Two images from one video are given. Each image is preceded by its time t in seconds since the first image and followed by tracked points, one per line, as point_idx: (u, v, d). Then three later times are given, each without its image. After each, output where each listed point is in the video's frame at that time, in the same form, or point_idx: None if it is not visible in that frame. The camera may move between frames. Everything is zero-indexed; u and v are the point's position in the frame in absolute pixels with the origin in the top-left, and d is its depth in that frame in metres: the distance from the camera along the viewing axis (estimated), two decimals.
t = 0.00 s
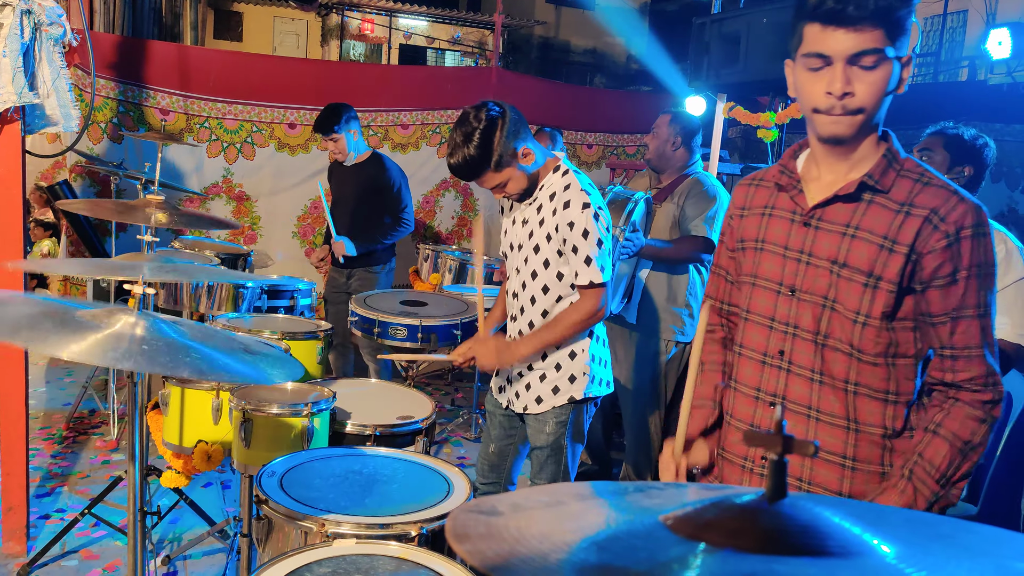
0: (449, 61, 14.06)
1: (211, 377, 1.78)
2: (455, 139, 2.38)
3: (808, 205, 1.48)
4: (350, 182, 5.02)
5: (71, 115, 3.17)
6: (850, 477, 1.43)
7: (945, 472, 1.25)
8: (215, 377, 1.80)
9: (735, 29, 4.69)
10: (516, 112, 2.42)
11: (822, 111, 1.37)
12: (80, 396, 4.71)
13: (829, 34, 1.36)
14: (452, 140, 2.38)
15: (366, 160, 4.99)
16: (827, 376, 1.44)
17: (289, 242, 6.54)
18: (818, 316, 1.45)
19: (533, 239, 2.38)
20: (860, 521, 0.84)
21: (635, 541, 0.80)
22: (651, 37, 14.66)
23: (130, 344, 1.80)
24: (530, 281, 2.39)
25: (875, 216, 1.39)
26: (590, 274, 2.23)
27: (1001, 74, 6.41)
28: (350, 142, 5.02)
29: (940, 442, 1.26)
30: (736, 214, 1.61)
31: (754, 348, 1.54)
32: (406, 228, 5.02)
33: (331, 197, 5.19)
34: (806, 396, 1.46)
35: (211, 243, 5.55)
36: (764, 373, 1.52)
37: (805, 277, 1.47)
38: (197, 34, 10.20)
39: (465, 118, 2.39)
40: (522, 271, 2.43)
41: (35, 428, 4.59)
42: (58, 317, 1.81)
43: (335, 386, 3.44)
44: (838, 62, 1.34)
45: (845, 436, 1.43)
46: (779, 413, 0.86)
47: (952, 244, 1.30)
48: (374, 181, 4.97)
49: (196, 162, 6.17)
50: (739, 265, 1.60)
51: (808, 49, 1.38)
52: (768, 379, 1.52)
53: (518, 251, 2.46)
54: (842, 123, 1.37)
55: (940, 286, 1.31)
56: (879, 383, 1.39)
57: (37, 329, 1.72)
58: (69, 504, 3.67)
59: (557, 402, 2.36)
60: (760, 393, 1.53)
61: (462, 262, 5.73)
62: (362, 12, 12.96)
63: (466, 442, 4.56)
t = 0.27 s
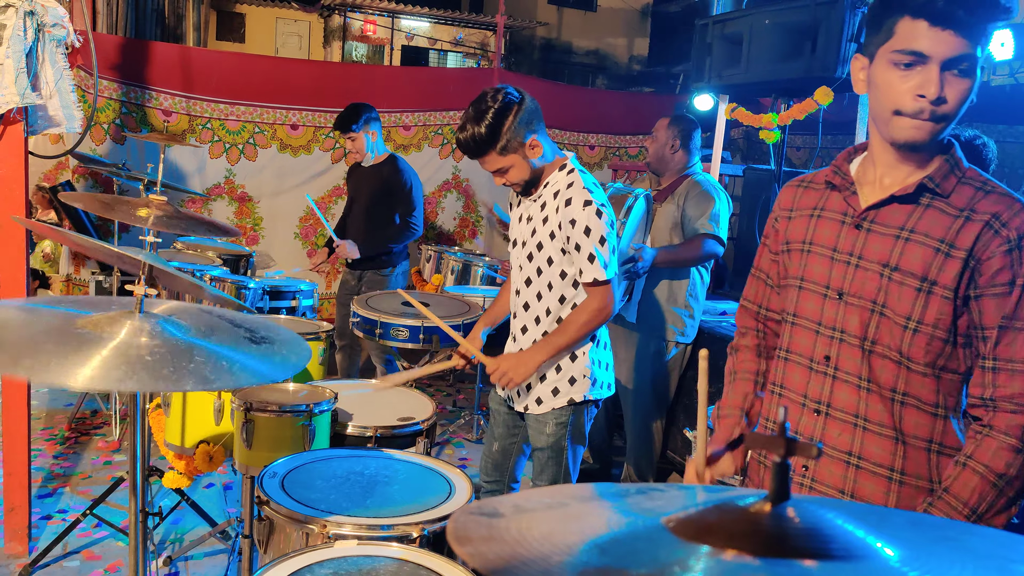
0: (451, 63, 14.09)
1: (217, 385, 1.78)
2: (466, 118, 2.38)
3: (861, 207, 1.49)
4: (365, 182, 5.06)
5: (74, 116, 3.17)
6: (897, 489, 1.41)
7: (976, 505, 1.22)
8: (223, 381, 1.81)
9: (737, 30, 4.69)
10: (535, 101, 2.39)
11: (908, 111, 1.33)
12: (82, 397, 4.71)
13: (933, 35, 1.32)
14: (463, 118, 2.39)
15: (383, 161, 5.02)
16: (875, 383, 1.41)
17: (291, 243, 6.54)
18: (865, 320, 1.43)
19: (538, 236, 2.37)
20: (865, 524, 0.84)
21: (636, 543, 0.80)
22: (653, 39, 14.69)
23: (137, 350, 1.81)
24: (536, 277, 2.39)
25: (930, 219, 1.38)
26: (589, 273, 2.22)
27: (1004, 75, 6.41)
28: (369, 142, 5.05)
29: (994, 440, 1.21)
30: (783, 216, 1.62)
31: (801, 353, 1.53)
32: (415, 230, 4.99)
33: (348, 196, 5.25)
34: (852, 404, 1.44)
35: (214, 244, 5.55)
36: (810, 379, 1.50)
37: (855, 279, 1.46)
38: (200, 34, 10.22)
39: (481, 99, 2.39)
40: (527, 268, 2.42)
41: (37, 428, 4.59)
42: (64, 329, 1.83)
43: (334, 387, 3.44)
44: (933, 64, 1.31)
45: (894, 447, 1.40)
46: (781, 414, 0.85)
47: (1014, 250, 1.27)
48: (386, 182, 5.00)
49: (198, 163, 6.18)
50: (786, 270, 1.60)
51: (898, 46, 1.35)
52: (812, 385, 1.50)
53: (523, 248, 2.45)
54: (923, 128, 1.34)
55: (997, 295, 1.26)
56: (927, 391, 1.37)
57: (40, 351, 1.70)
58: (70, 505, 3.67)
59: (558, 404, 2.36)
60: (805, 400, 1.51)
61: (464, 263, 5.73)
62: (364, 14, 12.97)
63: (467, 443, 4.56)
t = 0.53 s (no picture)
0: (455, 62, 14.08)
1: (227, 391, 1.80)
2: (474, 104, 2.36)
3: (891, 213, 1.50)
4: (377, 182, 5.04)
5: (78, 115, 3.17)
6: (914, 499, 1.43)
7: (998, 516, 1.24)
8: (230, 392, 1.79)
9: (742, 29, 4.68)
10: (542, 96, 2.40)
11: (937, 118, 1.37)
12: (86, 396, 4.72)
13: (962, 41, 1.35)
14: (471, 103, 2.37)
15: (395, 161, 5.02)
16: (894, 392, 1.44)
17: (295, 242, 6.55)
18: (888, 327, 1.46)
19: (538, 230, 2.37)
20: (871, 528, 0.83)
21: (640, 546, 0.80)
22: (657, 39, 14.71)
23: (143, 361, 1.79)
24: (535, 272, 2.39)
25: (961, 229, 1.39)
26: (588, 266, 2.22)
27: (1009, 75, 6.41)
28: (381, 143, 5.07)
29: (1001, 492, 1.24)
30: (815, 219, 1.65)
31: (822, 358, 1.56)
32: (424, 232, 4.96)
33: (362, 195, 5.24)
34: (871, 411, 1.47)
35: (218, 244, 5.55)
36: (829, 385, 1.54)
37: (880, 287, 1.48)
38: (204, 34, 10.23)
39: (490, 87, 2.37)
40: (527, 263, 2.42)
41: (42, 428, 4.60)
42: (66, 336, 1.84)
43: (338, 386, 3.44)
44: (966, 72, 1.34)
45: (912, 456, 1.42)
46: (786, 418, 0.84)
47: None
48: (396, 184, 4.98)
49: (202, 162, 6.19)
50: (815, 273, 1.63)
51: (931, 52, 1.38)
52: (833, 391, 1.53)
53: (523, 243, 2.45)
54: (952, 136, 1.37)
55: None
56: (947, 402, 1.39)
57: (46, 371, 1.70)
58: (74, 504, 3.67)
59: (555, 400, 2.36)
60: (824, 406, 1.54)
61: (468, 263, 5.73)
62: (368, 13, 12.96)
63: (471, 443, 4.56)
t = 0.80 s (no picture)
0: (460, 61, 14.07)
1: (231, 368, 1.80)
2: (466, 110, 2.35)
3: (886, 221, 1.43)
4: (387, 182, 5.05)
5: (84, 114, 3.17)
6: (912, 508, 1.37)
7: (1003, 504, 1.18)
8: (236, 369, 1.81)
9: (747, 27, 4.66)
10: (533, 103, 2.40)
11: (916, 136, 1.31)
12: (92, 394, 4.74)
13: (952, 69, 1.24)
14: (463, 109, 2.35)
15: (402, 160, 5.02)
16: (891, 403, 1.38)
17: (300, 241, 6.56)
18: (885, 338, 1.39)
19: (529, 228, 2.37)
20: (877, 529, 0.83)
21: (645, 546, 0.80)
22: (662, 36, 14.67)
23: (148, 340, 1.82)
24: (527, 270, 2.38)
25: (955, 240, 1.33)
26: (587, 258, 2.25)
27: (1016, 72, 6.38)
28: (390, 142, 5.11)
29: (992, 484, 1.10)
30: (810, 218, 1.57)
31: (821, 366, 1.49)
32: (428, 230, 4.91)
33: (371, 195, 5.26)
34: (869, 421, 1.41)
35: (223, 242, 5.56)
36: (827, 393, 1.47)
37: (875, 297, 1.42)
38: (210, 33, 10.26)
39: (483, 94, 2.36)
40: (517, 262, 2.41)
41: (48, 425, 4.62)
42: (69, 319, 1.83)
43: (344, 384, 3.45)
44: (949, 98, 1.25)
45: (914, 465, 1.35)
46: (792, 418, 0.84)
47: None
48: (403, 183, 4.97)
49: (208, 161, 6.20)
50: (811, 273, 1.56)
51: (921, 71, 1.28)
52: (830, 398, 1.47)
53: (513, 242, 2.44)
54: (932, 156, 1.31)
55: None
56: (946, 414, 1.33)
57: (54, 334, 1.72)
58: (80, 501, 3.68)
59: (557, 392, 2.39)
60: (822, 413, 1.48)
61: (473, 262, 5.73)
62: (373, 11, 12.97)
63: (475, 441, 4.56)
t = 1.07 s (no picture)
0: (458, 61, 14.00)
1: (230, 395, 1.78)
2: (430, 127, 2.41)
3: (827, 244, 1.25)
4: (382, 183, 5.04)
5: (81, 114, 3.16)
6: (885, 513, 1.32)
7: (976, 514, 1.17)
8: (235, 391, 1.79)
9: (745, 26, 4.66)
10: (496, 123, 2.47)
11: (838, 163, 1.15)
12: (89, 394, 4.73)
13: (869, 107, 1.07)
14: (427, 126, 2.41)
15: (398, 161, 5.01)
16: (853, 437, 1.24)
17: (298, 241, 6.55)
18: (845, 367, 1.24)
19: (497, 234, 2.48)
20: (872, 527, 0.82)
21: (642, 545, 0.79)
22: (660, 35, 14.66)
23: (144, 361, 1.78)
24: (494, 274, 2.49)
25: (905, 263, 1.20)
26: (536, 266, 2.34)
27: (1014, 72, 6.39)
28: (385, 141, 5.06)
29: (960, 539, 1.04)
30: (728, 235, 1.36)
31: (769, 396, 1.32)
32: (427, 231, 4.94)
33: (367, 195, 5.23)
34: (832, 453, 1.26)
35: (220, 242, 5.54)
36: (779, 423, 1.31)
37: (827, 325, 1.25)
38: (207, 32, 10.24)
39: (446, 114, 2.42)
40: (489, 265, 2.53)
41: (45, 426, 4.60)
42: (68, 335, 1.82)
43: (340, 383, 3.45)
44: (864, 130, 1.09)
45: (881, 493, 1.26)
46: (788, 416, 0.83)
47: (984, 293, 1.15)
48: (400, 184, 4.96)
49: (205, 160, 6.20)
50: (735, 294, 1.34)
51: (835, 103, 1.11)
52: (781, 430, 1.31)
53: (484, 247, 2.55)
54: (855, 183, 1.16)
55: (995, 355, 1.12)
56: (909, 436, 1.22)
57: (48, 370, 1.69)
58: (77, 502, 3.67)
59: (539, 380, 2.52)
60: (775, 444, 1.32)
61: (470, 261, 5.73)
62: (371, 10, 12.94)
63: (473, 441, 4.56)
